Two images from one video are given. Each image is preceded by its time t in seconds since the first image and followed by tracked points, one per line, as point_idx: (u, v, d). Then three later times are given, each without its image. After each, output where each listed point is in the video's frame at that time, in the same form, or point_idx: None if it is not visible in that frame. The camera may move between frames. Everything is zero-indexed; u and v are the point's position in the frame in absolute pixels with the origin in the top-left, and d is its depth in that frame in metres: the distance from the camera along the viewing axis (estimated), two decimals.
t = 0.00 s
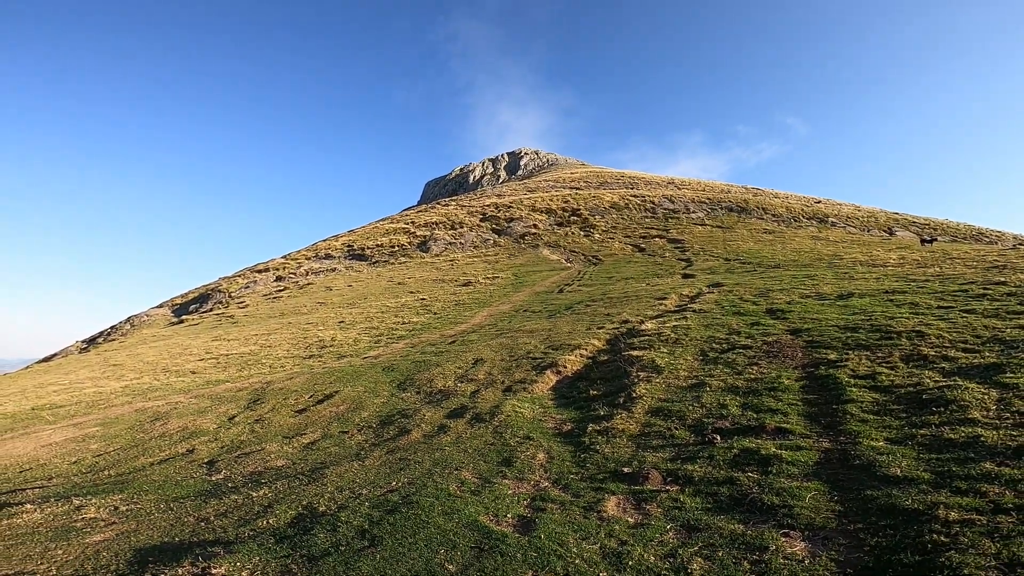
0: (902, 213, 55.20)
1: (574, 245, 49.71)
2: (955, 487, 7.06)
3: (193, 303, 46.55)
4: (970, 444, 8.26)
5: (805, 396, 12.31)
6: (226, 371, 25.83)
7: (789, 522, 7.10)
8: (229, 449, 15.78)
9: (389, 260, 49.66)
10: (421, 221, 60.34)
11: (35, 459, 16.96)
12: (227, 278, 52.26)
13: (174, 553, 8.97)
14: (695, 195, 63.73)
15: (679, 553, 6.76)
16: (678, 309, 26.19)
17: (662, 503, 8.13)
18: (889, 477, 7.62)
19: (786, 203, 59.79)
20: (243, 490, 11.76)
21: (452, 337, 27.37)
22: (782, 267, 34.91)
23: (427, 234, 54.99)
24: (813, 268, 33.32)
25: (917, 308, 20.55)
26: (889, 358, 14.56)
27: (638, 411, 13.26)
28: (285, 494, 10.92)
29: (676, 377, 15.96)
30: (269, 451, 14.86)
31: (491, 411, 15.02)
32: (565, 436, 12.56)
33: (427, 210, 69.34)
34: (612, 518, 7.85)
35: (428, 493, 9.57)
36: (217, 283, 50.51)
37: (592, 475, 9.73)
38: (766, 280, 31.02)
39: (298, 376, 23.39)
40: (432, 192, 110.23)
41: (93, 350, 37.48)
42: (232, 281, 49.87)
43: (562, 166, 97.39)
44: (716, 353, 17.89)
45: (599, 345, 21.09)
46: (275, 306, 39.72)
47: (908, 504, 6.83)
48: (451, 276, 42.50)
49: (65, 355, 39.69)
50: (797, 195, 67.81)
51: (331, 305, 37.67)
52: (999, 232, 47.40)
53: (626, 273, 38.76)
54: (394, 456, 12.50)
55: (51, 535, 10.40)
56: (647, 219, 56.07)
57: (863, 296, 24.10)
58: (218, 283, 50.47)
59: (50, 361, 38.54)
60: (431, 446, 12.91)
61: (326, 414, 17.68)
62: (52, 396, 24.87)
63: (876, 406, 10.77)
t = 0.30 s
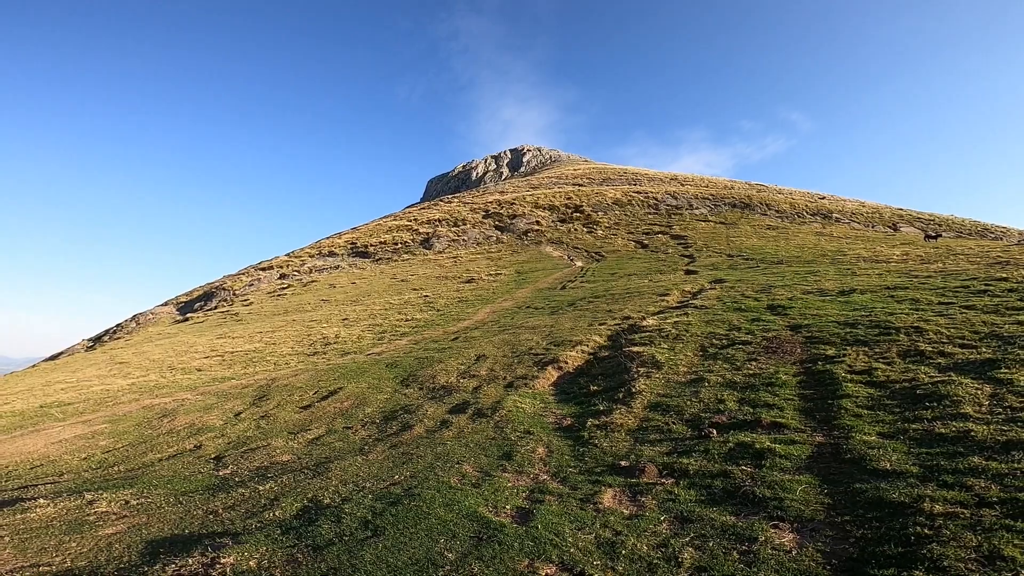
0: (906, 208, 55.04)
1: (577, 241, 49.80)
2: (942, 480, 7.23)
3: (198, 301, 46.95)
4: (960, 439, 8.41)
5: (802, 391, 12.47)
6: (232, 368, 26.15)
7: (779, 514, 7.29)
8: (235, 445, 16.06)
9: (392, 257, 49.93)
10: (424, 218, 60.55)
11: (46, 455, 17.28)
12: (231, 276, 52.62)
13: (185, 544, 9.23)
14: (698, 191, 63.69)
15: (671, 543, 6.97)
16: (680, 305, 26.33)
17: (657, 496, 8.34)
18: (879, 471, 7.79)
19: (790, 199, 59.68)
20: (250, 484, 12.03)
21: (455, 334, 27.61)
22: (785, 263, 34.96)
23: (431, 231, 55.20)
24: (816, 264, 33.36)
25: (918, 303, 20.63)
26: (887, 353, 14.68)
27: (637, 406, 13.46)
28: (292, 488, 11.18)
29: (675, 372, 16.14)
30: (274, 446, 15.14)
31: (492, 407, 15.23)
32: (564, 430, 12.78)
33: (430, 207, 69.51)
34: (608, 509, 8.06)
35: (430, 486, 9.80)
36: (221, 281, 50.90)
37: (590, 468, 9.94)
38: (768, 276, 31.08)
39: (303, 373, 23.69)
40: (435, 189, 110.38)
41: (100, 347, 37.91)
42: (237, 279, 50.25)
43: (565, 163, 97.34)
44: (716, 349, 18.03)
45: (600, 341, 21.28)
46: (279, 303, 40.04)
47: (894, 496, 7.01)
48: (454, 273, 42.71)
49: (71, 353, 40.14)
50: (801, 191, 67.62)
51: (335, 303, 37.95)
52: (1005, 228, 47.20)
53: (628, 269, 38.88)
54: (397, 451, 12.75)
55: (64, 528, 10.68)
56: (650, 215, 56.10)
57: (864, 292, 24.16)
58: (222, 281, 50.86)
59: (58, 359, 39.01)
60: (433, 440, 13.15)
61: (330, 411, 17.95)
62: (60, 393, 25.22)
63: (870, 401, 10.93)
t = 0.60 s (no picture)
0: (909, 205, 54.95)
1: (578, 238, 49.90)
2: (930, 477, 7.38)
3: (201, 299, 47.25)
4: (950, 436, 8.54)
5: (798, 388, 12.59)
6: (235, 366, 26.39)
7: (769, 509, 7.45)
8: (239, 442, 16.28)
9: (394, 255, 50.13)
10: (425, 216, 60.70)
11: (52, 453, 17.54)
12: (233, 273, 52.91)
13: (190, 538, 9.44)
14: (700, 188, 63.63)
15: (663, 537, 7.14)
16: (680, 302, 26.46)
17: (651, 491, 8.50)
18: (868, 467, 7.94)
19: (792, 195, 59.57)
20: (254, 480, 12.24)
21: (456, 331, 27.78)
22: (786, 259, 34.99)
23: (432, 228, 55.34)
24: (817, 261, 33.41)
25: (917, 300, 20.69)
26: (883, 350, 14.77)
27: (634, 403, 13.62)
28: (294, 483, 11.38)
29: (673, 369, 16.28)
30: (277, 443, 15.35)
31: (492, 403, 15.41)
32: (562, 427, 12.95)
33: (431, 204, 69.62)
34: (603, 504, 8.24)
35: (429, 481, 9.99)
36: (224, 279, 51.19)
37: (587, 464, 10.10)
38: (769, 273, 31.15)
39: (305, 370, 23.90)
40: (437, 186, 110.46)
41: (104, 345, 38.21)
42: (239, 277, 50.52)
43: (567, 160, 97.38)
44: (714, 346, 18.17)
45: (600, 338, 21.42)
46: (282, 301, 40.29)
47: (882, 493, 7.16)
48: (456, 271, 42.87)
49: (76, 351, 40.48)
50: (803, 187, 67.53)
51: (337, 300, 38.19)
52: (1008, 224, 47.10)
53: (629, 266, 38.98)
54: (398, 447, 12.94)
55: (72, 524, 10.90)
56: (651, 212, 56.13)
57: (864, 289, 24.23)
58: (225, 279, 51.15)
59: (62, 357, 39.36)
60: (434, 437, 13.34)
61: (332, 408, 18.16)
62: (65, 391, 25.50)
63: (865, 398, 11.06)
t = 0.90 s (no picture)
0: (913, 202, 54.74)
1: (581, 236, 49.93)
2: (928, 474, 7.45)
3: (204, 297, 47.48)
4: (949, 433, 8.60)
5: (799, 386, 12.65)
6: (239, 364, 26.56)
7: (768, 505, 7.53)
8: (244, 439, 16.43)
9: (397, 252, 50.27)
10: (428, 214, 60.79)
11: (60, 451, 17.73)
12: (237, 272, 53.15)
13: (198, 534, 9.58)
14: (703, 185, 63.57)
15: (663, 533, 7.23)
16: (683, 300, 26.49)
17: (652, 487, 8.59)
18: (867, 464, 8.02)
19: (796, 192, 59.45)
20: (259, 477, 12.39)
21: (459, 329, 27.90)
22: (789, 257, 34.98)
23: (435, 226, 55.45)
24: (820, 258, 33.36)
25: (920, 298, 20.68)
26: (885, 348, 14.80)
27: (636, 400, 13.70)
28: (299, 480, 11.51)
29: (675, 367, 16.33)
30: (282, 440, 15.50)
31: (495, 401, 15.51)
32: (565, 424, 13.05)
33: (434, 202, 69.73)
34: (604, 500, 8.33)
35: (433, 478, 10.11)
36: (228, 278, 51.43)
37: (589, 460, 10.20)
38: (772, 270, 31.15)
39: (309, 368, 24.07)
40: (439, 184, 110.55)
41: (110, 344, 38.52)
42: (243, 275, 50.75)
43: (570, 157, 97.31)
44: (717, 344, 18.21)
45: (602, 336, 21.49)
46: (286, 299, 40.49)
47: (880, 489, 7.24)
48: (459, 268, 42.96)
49: (81, 350, 40.76)
50: (807, 184, 67.34)
51: (340, 298, 38.36)
52: (1013, 222, 46.90)
53: (632, 264, 39.00)
54: (402, 444, 13.05)
55: (82, 521, 11.06)
56: (654, 210, 56.09)
57: (867, 286, 24.21)
58: (228, 278, 51.39)
59: (68, 355, 39.66)
60: (437, 434, 13.44)
61: (336, 405, 18.29)
62: (72, 390, 25.72)
63: (865, 396, 11.11)
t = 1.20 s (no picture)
0: (917, 200, 54.56)
1: (584, 234, 49.95)
2: (927, 471, 7.50)
3: (208, 296, 47.71)
4: (949, 430, 8.65)
5: (800, 383, 12.69)
6: (243, 363, 26.72)
7: (769, 502, 7.60)
8: (249, 437, 16.56)
9: (399, 251, 50.37)
10: (431, 212, 60.89)
11: (68, 449, 17.91)
12: (240, 270, 53.38)
13: (206, 530, 9.70)
14: (705, 183, 63.48)
15: (664, 528, 7.31)
16: (685, 297, 26.53)
17: (653, 483, 8.68)
18: (867, 461, 8.08)
19: (799, 190, 59.29)
20: (265, 474, 12.51)
21: (462, 326, 28.00)
22: (793, 255, 34.92)
23: (437, 224, 55.52)
24: (823, 256, 33.33)
25: (923, 296, 20.67)
26: (887, 346, 14.80)
27: (638, 397, 13.78)
28: (305, 477, 11.64)
29: (677, 364, 16.39)
30: (287, 438, 15.62)
31: (498, 398, 15.59)
32: (567, 421, 13.13)
33: (437, 200, 69.79)
34: (605, 496, 8.41)
35: (437, 474, 10.22)
36: (231, 276, 51.65)
37: (591, 457, 10.28)
38: (775, 268, 31.14)
39: (313, 366, 24.19)
40: (442, 182, 110.63)
41: (115, 342, 38.78)
42: (246, 274, 50.97)
43: (572, 155, 97.29)
44: (719, 341, 18.26)
45: (605, 334, 21.54)
46: (289, 297, 40.68)
47: (879, 486, 7.31)
48: (462, 266, 43.05)
49: (86, 348, 41.04)
50: (810, 182, 67.16)
51: (343, 296, 38.51)
52: (1018, 219, 46.71)
53: (635, 262, 38.99)
54: (405, 442, 13.16)
55: (91, 518, 11.19)
56: (657, 207, 56.06)
57: (870, 284, 24.19)
58: (232, 276, 51.60)
59: (73, 354, 39.92)
60: (440, 431, 13.54)
61: (340, 403, 18.42)
62: (78, 388, 25.92)
63: (866, 393, 11.16)
